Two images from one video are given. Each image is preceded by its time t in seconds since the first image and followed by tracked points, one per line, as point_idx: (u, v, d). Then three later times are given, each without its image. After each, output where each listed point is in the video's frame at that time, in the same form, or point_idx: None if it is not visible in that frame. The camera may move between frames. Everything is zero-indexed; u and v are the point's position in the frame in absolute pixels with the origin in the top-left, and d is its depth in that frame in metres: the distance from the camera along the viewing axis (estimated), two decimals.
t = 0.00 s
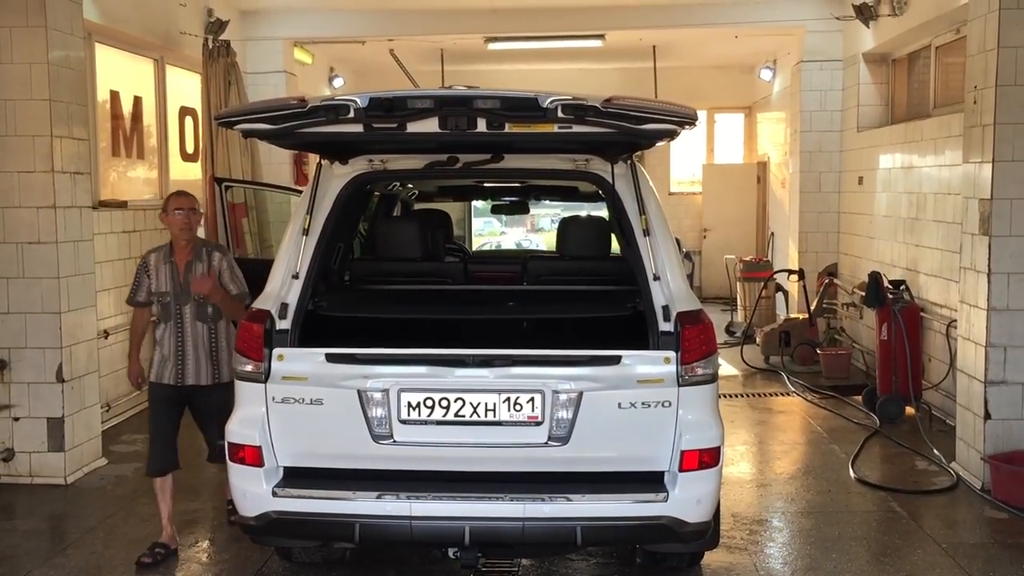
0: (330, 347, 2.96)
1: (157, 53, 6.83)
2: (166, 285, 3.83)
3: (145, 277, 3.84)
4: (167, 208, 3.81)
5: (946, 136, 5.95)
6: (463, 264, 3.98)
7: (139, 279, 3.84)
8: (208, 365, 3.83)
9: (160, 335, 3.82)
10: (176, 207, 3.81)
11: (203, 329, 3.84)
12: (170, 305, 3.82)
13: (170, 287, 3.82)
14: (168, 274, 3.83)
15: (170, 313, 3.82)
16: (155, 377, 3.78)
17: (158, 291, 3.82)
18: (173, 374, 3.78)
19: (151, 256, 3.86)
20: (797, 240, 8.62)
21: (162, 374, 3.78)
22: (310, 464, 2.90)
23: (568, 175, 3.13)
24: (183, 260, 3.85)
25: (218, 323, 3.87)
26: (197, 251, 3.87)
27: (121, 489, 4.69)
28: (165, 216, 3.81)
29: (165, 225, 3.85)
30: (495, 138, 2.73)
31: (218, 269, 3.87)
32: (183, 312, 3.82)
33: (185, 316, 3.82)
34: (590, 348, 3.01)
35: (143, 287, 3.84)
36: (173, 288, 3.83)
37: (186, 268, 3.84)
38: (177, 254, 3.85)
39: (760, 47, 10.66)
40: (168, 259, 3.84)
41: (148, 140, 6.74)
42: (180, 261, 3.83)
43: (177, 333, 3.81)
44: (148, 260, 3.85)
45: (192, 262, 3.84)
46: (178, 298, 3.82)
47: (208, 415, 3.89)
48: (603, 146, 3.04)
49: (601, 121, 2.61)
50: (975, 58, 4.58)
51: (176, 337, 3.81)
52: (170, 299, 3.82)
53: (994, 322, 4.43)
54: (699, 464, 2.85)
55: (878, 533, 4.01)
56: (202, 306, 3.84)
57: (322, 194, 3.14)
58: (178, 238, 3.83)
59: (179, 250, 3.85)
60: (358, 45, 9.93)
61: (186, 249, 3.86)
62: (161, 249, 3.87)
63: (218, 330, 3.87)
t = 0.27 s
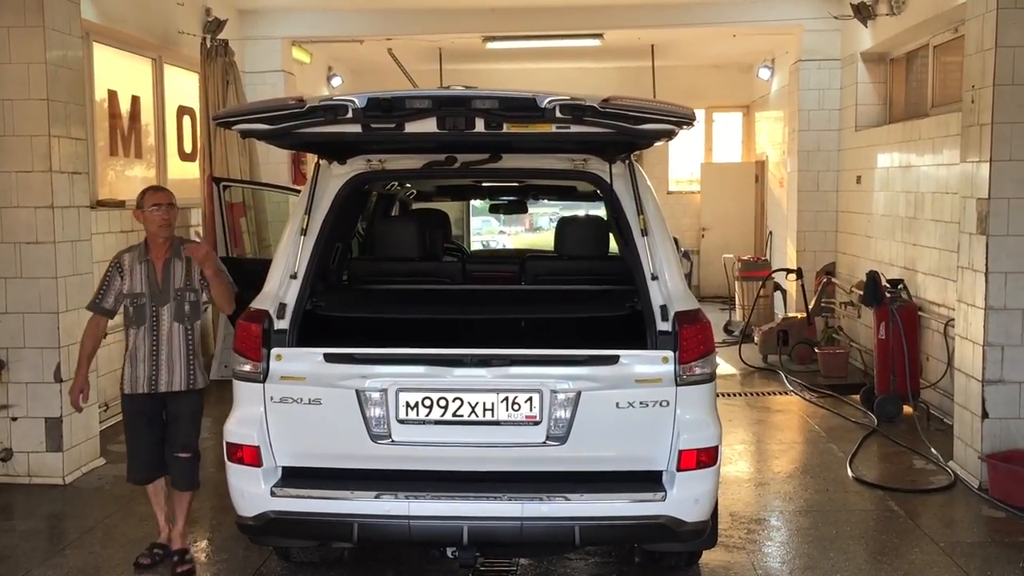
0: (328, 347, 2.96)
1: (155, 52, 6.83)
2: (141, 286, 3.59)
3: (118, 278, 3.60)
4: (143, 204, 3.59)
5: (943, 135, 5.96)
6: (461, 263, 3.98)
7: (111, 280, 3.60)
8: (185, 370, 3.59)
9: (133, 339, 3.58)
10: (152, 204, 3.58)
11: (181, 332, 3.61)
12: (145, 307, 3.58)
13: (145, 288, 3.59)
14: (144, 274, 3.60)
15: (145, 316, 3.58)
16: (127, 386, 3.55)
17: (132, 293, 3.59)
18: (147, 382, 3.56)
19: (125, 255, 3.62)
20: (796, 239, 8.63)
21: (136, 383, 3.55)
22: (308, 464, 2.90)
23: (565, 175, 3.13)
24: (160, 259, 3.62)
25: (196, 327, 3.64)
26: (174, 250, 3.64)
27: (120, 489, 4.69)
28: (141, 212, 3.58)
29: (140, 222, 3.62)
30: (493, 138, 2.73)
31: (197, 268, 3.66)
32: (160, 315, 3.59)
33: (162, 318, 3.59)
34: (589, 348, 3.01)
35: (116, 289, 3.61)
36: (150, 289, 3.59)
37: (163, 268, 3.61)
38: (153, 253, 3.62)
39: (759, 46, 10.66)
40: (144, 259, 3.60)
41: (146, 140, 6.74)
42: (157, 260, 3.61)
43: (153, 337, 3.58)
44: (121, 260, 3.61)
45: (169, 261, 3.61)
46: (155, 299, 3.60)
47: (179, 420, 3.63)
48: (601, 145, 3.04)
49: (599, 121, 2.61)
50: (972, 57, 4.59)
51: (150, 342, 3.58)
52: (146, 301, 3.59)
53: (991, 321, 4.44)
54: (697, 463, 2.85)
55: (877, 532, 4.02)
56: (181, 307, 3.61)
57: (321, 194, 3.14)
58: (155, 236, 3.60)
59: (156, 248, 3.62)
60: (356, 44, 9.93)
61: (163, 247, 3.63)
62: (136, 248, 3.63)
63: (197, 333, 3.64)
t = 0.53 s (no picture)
0: (330, 342, 2.97)
1: (156, 49, 6.83)
2: (130, 292, 3.39)
3: (107, 283, 3.41)
4: (137, 206, 3.40)
5: (944, 129, 5.96)
6: (462, 258, 3.98)
7: (100, 284, 3.43)
8: (176, 386, 3.40)
9: (121, 350, 3.38)
10: (146, 206, 3.40)
11: (171, 345, 3.40)
12: (133, 315, 3.38)
13: (134, 295, 3.39)
14: (133, 281, 3.40)
15: (133, 325, 3.38)
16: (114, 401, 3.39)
17: (119, 300, 3.39)
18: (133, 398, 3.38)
19: (115, 259, 3.43)
20: (796, 233, 8.64)
21: (124, 397, 3.38)
22: (311, 458, 2.92)
23: (566, 170, 3.14)
24: (151, 266, 3.41)
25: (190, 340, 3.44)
26: (168, 257, 3.44)
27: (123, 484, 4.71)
28: (134, 213, 3.39)
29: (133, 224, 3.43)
30: (493, 134, 2.75)
31: (191, 279, 3.45)
32: (149, 325, 3.38)
33: (151, 329, 3.38)
34: (589, 342, 3.03)
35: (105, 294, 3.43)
36: (139, 297, 3.39)
37: (155, 275, 3.41)
38: (144, 258, 3.41)
39: (759, 40, 10.65)
40: (134, 264, 3.40)
41: (147, 136, 6.75)
42: (148, 267, 3.40)
43: (140, 349, 3.38)
44: (111, 264, 3.42)
45: (162, 269, 3.41)
46: (143, 307, 3.39)
47: (162, 435, 3.43)
48: (601, 140, 3.05)
49: (599, 116, 2.63)
50: (972, 51, 4.60)
51: (139, 353, 3.38)
52: (134, 309, 3.38)
53: (991, 314, 4.45)
54: (697, 456, 2.87)
55: (877, 525, 4.03)
56: (172, 318, 3.40)
57: (322, 190, 3.15)
58: (146, 240, 3.40)
59: (147, 253, 3.41)
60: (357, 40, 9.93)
61: (156, 253, 3.43)
62: (126, 252, 3.43)
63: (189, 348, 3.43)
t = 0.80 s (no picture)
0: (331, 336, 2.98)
1: (156, 44, 6.83)
2: (120, 289, 3.22)
3: (96, 277, 3.24)
4: (135, 195, 3.22)
5: (944, 122, 5.96)
6: (462, 252, 3.99)
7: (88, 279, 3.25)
8: (167, 390, 3.24)
9: (109, 349, 3.21)
10: (148, 198, 3.22)
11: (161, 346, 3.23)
12: (123, 313, 3.21)
13: (125, 292, 3.22)
14: (123, 276, 3.22)
15: (123, 323, 3.21)
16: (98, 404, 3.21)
17: (109, 297, 3.22)
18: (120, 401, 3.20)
19: (103, 253, 3.25)
20: (797, 227, 8.63)
21: (111, 400, 3.20)
22: (312, 452, 2.93)
23: (566, 163, 3.14)
24: (143, 260, 3.25)
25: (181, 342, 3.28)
26: (162, 252, 3.27)
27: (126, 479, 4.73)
28: (132, 203, 3.22)
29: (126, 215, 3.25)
30: (493, 127, 2.75)
31: (185, 276, 3.28)
32: (139, 324, 3.22)
33: (141, 328, 3.22)
34: (590, 335, 3.03)
35: (93, 291, 3.26)
36: (130, 293, 3.22)
37: (147, 270, 3.24)
38: (137, 252, 3.24)
39: (760, 33, 10.63)
40: (125, 258, 3.22)
41: (147, 132, 6.75)
42: (141, 262, 3.23)
43: (130, 350, 3.21)
44: (99, 258, 3.24)
45: (155, 265, 3.24)
46: (134, 305, 3.22)
47: (168, 446, 3.27)
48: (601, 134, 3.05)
49: (598, 109, 2.63)
50: (972, 43, 4.59)
51: (128, 353, 3.21)
52: (124, 307, 3.22)
53: (992, 306, 4.45)
54: (698, 449, 2.87)
55: (878, 517, 4.04)
56: (164, 318, 3.24)
57: (322, 184, 3.16)
58: (140, 233, 3.23)
59: (140, 246, 3.24)
60: (357, 34, 9.92)
61: (149, 247, 3.26)
62: (116, 246, 3.25)
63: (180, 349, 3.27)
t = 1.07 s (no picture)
0: (327, 335, 2.99)
1: (153, 45, 6.84)
2: (107, 304, 3.01)
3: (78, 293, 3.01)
4: (112, 203, 3.00)
5: (939, 121, 5.98)
6: (458, 252, 4.00)
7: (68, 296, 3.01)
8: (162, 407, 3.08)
9: (98, 369, 3.01)
10: (127, 206, 3.01)
11: (155, 362, 3.06)
12: (112, 330, 3.01)
13: (112, 307, 3.01)
14: (110, 290, 3.01)
15: (113, 341, 3.01)
16: (90, 427, 3.01)
17: (94, 313, 3.00)
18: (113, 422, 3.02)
19: (83, 267, 3.01)
20: (794, 226, 8.66)
21: (102, 423, 3.01)
22: (308, 451, 2.94)
23: (561, 164, 3.15)
24: (129, 271, 3.05)
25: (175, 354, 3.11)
26: (147, 261, 3.07)
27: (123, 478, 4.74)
28: (112, 213, 3.00)
29: (105, 224, 3.03)
30: (487, 127, 2.76)
31: (174, 285, 3.11)
32: (130, 340, 3.03)
33: (132, 344, 3.03)
34: (585, 334, 3.05)
35: (74, 309, 3.03)
36: (118, 308, 3.02)
37: (135, 282, 3.04)
38: (121, 264, 3.04)
39: (757, 33, 10.65)
40: (110, 270, 3.01)
41: (144, 132, 6.76)
42: (127, 273, 3.03)
43: (121, 368, 3.02)
44: (79, 273, 3.01)
45: (142, 275, 3.05)
46: (123, 320, 3.02)
47: (158, 469, 3.14)
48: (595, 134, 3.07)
49: (592, 110, 2.65)
50: (966, 43, 4.61)
51: (119, 372, 3.02)
52: (113, 322, 3.01)
53: (986, 305, 4.47)
54: (692, 447, 2.89)
55: (873, 515, 4.06)
56: (156, 332, 3.06)
57: (318, 184, 3.17)
58: (124, 242, 3.02)
59: (124, 256, 3.04)
60: (354, 35, 9.93)
61: (133, 257, 3.06)
62: (96, 257, 3.03)
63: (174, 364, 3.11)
